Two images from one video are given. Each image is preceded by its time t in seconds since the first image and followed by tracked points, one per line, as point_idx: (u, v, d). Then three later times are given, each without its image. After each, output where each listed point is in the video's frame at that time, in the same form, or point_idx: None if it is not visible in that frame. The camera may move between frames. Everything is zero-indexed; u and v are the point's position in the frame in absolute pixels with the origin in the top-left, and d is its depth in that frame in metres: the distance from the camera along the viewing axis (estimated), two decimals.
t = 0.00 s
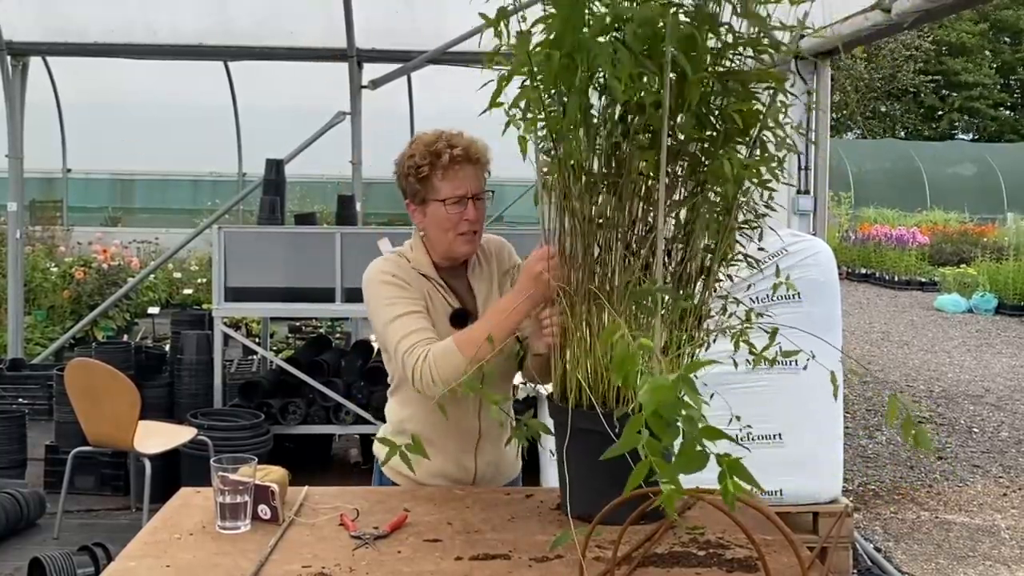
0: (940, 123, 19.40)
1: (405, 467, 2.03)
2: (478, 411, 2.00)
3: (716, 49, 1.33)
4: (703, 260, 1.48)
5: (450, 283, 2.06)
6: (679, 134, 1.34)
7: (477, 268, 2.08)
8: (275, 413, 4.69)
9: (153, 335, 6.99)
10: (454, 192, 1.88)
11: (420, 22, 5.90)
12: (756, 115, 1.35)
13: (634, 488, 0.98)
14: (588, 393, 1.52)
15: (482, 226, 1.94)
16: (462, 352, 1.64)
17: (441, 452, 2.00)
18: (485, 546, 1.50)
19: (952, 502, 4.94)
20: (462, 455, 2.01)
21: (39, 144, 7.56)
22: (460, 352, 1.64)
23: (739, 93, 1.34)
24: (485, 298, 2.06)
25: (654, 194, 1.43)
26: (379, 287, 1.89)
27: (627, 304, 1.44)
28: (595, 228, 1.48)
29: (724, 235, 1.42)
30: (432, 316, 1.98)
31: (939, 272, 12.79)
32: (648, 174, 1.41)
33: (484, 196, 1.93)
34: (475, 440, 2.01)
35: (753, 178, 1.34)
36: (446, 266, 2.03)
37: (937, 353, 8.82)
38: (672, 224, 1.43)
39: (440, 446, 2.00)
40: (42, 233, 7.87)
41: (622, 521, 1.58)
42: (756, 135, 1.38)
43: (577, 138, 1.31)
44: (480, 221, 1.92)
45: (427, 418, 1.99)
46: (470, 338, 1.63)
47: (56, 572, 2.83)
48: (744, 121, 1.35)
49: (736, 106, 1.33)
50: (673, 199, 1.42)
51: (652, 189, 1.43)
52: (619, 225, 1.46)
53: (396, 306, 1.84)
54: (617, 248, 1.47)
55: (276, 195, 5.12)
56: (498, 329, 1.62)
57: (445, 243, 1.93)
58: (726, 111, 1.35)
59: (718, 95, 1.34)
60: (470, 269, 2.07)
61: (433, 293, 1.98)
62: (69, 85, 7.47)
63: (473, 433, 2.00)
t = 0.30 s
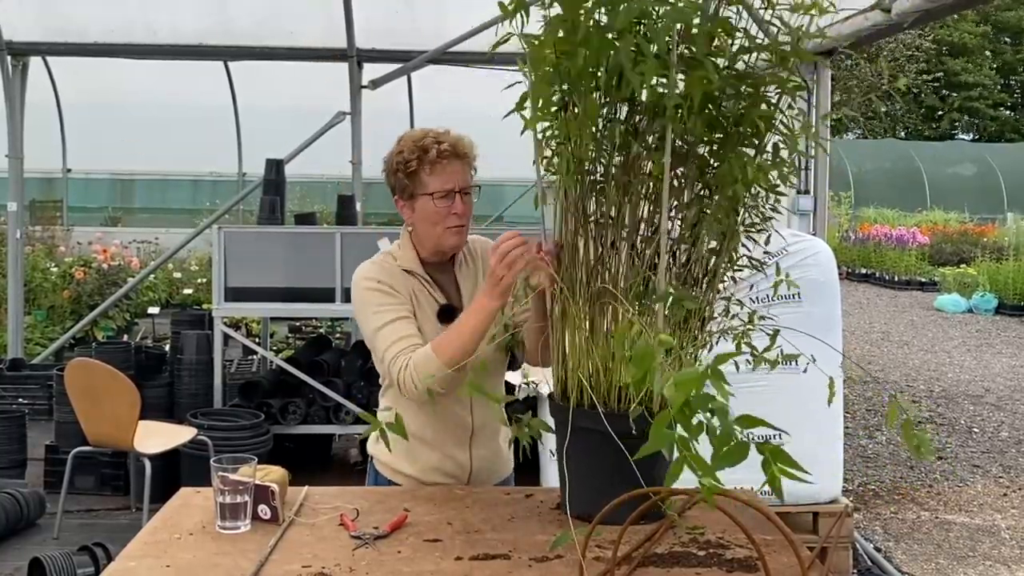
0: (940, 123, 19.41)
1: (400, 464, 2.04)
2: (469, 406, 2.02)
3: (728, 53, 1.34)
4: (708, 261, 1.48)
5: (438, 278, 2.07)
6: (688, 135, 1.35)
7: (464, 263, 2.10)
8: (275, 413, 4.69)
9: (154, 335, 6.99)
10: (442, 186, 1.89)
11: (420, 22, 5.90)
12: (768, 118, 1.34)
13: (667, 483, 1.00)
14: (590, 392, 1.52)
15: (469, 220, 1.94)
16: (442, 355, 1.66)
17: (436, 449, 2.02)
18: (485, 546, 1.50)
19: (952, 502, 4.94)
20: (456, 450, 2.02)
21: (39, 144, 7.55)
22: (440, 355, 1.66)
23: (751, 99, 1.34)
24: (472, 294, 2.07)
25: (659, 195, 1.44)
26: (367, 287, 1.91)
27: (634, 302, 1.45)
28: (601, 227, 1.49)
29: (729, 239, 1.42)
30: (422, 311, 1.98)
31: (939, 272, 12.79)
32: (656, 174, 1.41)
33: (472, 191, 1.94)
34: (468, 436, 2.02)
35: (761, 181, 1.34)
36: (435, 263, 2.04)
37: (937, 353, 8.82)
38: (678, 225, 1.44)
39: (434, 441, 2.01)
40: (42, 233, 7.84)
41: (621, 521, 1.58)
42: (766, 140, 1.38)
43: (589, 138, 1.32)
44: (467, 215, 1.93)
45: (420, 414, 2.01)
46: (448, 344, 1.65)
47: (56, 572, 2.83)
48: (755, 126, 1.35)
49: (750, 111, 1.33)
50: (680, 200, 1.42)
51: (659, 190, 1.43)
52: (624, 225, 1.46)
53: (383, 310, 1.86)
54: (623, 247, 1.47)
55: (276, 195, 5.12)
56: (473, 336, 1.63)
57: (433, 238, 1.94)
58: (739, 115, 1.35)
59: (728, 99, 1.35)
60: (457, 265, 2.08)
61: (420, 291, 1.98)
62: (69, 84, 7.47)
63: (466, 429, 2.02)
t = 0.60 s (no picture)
0: (940, 124, 19.42)
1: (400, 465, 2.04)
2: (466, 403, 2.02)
3: (722, 53, 1.35)
4: (708, 261, 1.48)
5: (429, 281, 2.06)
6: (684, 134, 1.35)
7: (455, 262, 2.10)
8: (275, 413, 4.69)
9: (154, 335, 6.98)
10: (433, 185, 1.89)
11: (420, 22, 5.90)
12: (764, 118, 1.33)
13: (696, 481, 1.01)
14: (589, 392, 1.52)
15: (460, 218, 1.95)
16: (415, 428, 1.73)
17: (436, 448, 2.01)
18: (485, 546, 1.50)
19: (952, 502, 4.94)
20: (456, 447, 2.02)
21: (39, 144, 7.55)
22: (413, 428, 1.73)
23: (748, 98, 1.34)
24: (466, 293, 2.06)
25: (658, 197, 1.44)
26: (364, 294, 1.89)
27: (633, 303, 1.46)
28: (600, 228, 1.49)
29: (728, 238, 1.42)
30: (416, 314, 1.96)
31: (939, 272, 12.79)
32: (653, 174, 1.42)
33: (462, 190, 1.94)
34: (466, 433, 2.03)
35: (758, 180, 1.34)
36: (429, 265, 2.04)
37: (938, 353, 8.83)
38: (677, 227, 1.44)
39: (433, 441, 2.01)
40: (43, 233, 7.79)
41: (622, 521, 1.58)
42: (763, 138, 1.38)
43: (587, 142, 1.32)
44: (458, 214, 1.93)
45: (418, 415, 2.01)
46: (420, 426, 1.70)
47: (56, 572, 2.83)
48: (751, 125, 1.35)
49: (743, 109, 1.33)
50: (678, 200, 1.42)
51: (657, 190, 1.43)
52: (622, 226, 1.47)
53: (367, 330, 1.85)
54: (622, 247, 1.48)
55: (276, 195, 5.12)
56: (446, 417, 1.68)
57: (425, 237, 1.94)
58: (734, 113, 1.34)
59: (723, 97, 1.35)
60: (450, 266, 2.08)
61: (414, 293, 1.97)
62: (69, 85, 7.47)
63: (464, 426, 2.02)
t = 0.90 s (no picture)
0: (941, 124, 19.41)
1: (405, 466, 2.04)
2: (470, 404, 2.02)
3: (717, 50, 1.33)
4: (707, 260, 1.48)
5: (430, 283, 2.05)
6: (679, 133, 1.36)
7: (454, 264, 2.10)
8: (276, 413, 4.69)
9: (154, 335, 6.98)
10: (433, 185, 1.89)
11: (420, 22, 5.90)
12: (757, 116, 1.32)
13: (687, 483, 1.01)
14: (589, 392, 1.52)
15: (460, 217, 1.95)
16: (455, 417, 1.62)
17: (437, 447, 2.02)
18: (485, 546, 1.50)
19: (952, 502, 4.94)
20: (460, 447, 2.02)
21: (39, 144, 7.56)
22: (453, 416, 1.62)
23: (744, 96, 1.34)
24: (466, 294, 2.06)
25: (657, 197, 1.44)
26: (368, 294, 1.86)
27: (632, 303, 1.46)
28: (599, 229, 1.49)
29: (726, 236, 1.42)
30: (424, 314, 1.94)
31: (939, 272, 12.80)
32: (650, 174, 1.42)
33: (461, 189, 1.94)
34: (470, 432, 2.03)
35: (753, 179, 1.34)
36: (430, 267, 2.04)
37: (938, 353, 8.83)
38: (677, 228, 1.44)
39: (438, 442, 2.01)
40: (42, 234, 7.75)
41: (622, 522, 1.58)
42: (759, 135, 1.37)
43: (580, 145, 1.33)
44: (458, 212, 1.94)
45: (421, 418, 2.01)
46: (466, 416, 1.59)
47: (56, 571, 2.83)
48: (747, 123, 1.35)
49: (737, 107, 1.33)
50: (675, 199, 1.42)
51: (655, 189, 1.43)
52: (620, 226, 1.48)
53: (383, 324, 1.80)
54: (620, 247, 1.49)
55: (276, 195, 5.12)
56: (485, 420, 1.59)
57: (426, 238, 1.94)
58: (729, 112, 1.34)
59: (717, 94, 1.35)
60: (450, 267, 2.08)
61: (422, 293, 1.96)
62: (69, 85, 7.47)
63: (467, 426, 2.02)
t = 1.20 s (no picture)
0: (941, 124, 19.41)
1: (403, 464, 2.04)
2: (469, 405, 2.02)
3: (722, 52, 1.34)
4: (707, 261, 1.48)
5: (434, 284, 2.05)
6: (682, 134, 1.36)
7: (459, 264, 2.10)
8: (276, 413, 4.69)
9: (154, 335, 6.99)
10: (441, 183, 1.89)
11: (420, 23, 5.91)
12: (761, 117, 1.32)
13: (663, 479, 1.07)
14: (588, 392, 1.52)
15: (468, 217, 1.96)
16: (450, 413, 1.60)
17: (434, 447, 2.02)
18: (485, 546, 1.50)
19: (952, 502, 4.94)
20: (458, 448, 2.02)
21: (40, 144, 7.56)
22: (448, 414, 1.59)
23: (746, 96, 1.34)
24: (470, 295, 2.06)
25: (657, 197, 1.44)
26: (373, 292, 1.86)
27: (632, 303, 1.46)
28: (600, 228, 1.49)
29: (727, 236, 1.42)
30: (425, 313, 1.94)
31: (939, 272, 12.82)
32: (651, 173, 1.42)
33: (469, 189, 1.95)
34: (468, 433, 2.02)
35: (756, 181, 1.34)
36: (434, 267, 2.03)
37: (938, 354, 8.83)
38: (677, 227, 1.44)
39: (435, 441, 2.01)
40: (42, 234, 7.70)
41: (622, 521, 1.58)
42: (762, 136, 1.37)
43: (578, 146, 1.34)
44: (465, 212, 1.94)
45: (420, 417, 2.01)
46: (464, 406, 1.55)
47: (56, 572, 2.83)
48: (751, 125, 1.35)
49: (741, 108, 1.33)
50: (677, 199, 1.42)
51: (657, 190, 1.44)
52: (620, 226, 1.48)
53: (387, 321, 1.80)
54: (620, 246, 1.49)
55: (276, 195, 5.12)
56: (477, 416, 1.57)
57: (432, 237, 1.94)
58: (732, 113, 1.35)
59: (721, 96, 1.35)
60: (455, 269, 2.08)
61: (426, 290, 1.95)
62: (69, 85, 7.47)
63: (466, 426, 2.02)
